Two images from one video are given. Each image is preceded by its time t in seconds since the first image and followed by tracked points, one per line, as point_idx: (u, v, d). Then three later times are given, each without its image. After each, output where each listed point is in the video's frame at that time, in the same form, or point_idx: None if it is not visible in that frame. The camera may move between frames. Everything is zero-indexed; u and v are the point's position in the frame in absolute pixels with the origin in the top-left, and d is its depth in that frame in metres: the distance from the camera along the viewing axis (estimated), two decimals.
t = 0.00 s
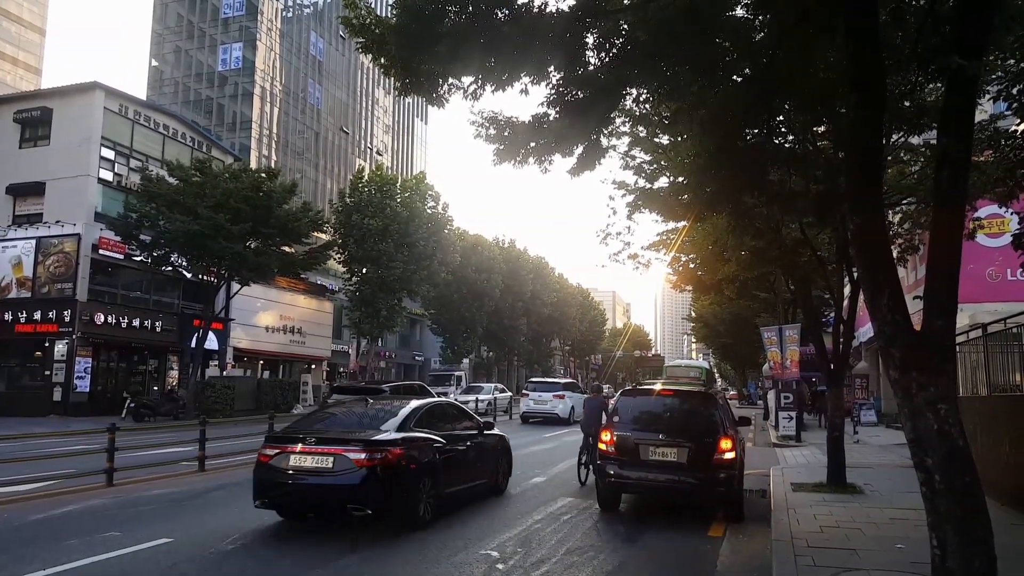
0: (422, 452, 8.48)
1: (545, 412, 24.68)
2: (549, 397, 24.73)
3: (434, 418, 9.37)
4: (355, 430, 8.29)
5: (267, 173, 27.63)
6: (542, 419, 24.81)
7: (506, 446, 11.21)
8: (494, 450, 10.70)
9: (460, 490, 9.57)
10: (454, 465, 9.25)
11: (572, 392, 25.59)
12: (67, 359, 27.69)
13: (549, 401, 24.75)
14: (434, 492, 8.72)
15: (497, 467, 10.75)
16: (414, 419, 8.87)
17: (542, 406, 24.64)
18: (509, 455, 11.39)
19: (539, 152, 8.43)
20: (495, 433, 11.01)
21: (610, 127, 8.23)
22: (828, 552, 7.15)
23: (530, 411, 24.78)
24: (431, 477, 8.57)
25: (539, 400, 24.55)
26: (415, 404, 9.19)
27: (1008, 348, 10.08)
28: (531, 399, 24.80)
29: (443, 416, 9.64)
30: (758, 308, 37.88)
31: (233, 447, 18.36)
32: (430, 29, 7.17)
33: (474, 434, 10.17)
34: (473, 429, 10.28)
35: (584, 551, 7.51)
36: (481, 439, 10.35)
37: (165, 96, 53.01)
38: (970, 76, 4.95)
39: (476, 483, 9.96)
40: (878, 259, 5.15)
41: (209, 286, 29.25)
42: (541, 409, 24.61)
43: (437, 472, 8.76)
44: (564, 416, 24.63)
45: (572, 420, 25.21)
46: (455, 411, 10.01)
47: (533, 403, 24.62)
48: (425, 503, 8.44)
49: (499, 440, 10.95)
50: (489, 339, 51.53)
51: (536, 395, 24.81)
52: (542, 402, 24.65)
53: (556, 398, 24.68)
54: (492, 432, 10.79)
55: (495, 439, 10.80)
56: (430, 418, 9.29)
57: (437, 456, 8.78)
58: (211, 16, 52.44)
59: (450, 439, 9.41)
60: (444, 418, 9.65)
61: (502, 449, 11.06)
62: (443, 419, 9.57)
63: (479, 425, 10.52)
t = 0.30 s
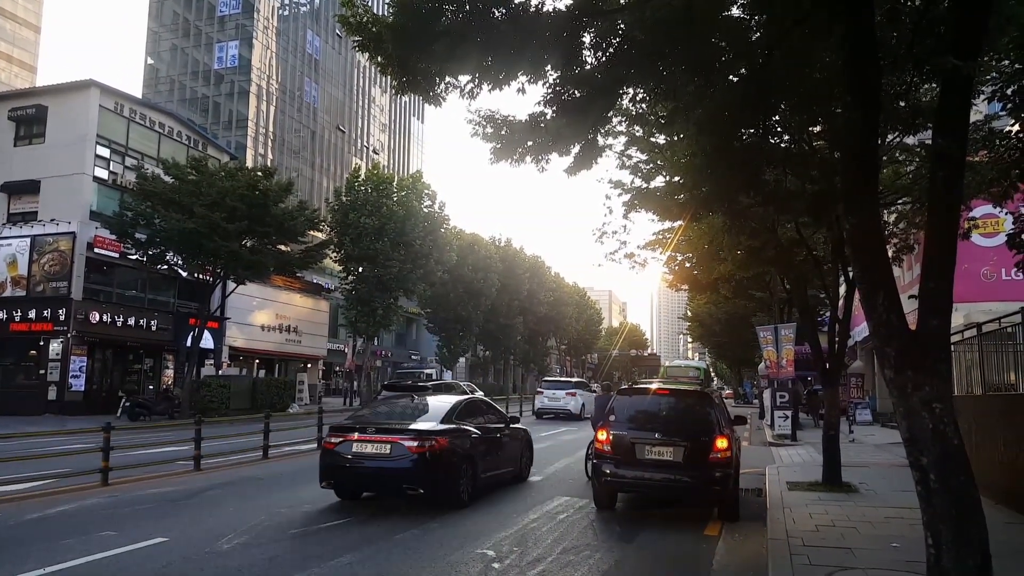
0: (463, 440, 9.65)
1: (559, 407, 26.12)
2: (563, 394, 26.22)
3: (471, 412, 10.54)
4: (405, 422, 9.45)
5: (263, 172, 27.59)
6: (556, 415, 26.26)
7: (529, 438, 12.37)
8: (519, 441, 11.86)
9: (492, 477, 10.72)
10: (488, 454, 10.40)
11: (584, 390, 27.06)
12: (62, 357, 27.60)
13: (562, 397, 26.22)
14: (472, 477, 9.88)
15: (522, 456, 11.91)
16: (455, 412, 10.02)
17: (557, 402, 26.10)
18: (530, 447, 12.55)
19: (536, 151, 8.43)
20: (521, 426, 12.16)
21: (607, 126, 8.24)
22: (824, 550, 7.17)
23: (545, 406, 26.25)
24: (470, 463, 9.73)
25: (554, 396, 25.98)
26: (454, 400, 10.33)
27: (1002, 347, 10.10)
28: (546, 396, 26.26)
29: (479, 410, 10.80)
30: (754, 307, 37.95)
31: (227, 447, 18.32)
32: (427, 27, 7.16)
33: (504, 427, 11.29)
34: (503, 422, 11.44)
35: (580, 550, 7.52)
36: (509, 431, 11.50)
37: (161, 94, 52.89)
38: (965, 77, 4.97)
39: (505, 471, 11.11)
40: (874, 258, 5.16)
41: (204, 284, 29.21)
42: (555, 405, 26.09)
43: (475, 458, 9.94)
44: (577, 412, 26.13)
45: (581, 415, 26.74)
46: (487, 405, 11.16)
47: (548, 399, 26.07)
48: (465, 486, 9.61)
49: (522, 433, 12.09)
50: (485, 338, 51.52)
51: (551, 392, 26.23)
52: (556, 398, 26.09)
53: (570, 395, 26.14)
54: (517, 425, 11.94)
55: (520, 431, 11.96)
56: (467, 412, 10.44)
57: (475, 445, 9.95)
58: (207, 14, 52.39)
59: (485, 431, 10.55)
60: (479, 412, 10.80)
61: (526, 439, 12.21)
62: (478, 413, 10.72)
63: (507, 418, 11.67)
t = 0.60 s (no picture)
0: (493, 435, 11.10)
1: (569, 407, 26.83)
2: (573, 395, 27.01)
3: (498, 409, 11.95)
4: (445, 416, 10.94)
5: (259, 172, 27.54)
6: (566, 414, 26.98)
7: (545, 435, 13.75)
8: (539, 437, 13.28)
9: (514, 467, 12.11)
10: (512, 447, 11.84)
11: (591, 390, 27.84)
12: (57, 357, 27.49)
13: (572, 397, 26.98)
14: (499, 467, 11.30)
15: (540, 450, 13.33)
16: (484, 409, 11.46)
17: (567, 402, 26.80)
18: (546, 442, 13.94)
19: (533, 152, 8.42)
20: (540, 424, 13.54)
21: (604, 127, 8.24)
22: (819, 551, 7.18)
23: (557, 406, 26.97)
24: (498, 454, 11.15)
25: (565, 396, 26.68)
26: (482, 399, 11.73)
27: (997, 349, 10.13)
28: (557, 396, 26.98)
29: (504, 408, 12.21)
30: (749, 309, 38.04)
31: (223, 447, 18.28)
32: (424, 28, 7.13)
33: (524, 422, 12.65)
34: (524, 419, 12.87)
35: (576, 551, 7.52)
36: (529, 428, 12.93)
37: (157, 93, 52.77)
38: (960, 78, 5.00)
39: (525, 462, 12.47)
40: (869, 260, 5.17)
41: (200, 284, 29.14)
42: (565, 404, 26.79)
43: (502, 451, 11.38)
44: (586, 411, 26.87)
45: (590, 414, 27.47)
46: (511, 404, 12.58)
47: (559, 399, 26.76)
48: (495, 474, 11.05)
49: (541, 429, 13.50)
50: (481, 339, 51.50)
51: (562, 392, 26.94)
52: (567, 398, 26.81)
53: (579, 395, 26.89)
54: (537, 423, 13.34)
55: (539, 428, 13.36)
56: (495, 409, 11.88)
57: (502, 439, 11.39)
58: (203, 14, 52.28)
59: (509, 426, 11.94)
60: (504, 409, 12.18)
61: (543, 436, 13.61)
62: (503, 410, 12.09)
63: (527, 416, 13.10)
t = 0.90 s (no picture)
0: (520, 430, 12.40)
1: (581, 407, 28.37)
2: (585, 395, 28.73)
3: (523, 407, 13.29)
4: (475, 414, 12.27)
5: (259, 173, 27.50)
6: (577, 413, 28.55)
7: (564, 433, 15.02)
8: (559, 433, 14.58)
9: (536, 460, 13.39)
10: (536, 442, 13.13)
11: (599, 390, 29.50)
12: (57, 358, 27.47)
13: (584, 397, 28.57)
14: (525, 459, 12.58)
15: (560, 445, 14.62)
16: (510, 407, 12.79)
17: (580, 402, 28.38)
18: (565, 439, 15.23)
19: (533, 152, 8.40)
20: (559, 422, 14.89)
21: (603, 127, 8.23)
22: (819, 552, 7.16)
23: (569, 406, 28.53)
24: (524, 447, 12.44)
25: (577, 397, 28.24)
26: (507, 398, 13.09)
27: (997, 349, 10.11)
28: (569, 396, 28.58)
29: (528, 406, 13.53)
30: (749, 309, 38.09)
31: (223, 448, 18.28)
32: (423, 29, 7.11)
33: (546, 419, 13.94)
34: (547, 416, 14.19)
35: (575, 552, 7.51)
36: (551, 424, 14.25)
37: (156, 95, 52.76)
38: (960, 79, 4.98)
39: (546, 455, 13.77)
40: (868, 261, 5.15)
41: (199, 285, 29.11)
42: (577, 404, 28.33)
43: (527, 445, 12.66)
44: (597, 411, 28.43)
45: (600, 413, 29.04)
46: (534, 402, 13.90)
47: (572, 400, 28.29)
48: (522, 466, 12.34)
49: (560, 427, 14.78)
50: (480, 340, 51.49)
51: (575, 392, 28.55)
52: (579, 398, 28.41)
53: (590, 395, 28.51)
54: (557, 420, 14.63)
55: (558, 425, 14.64)
56: (521, 407, 13.20)
57: (527, 434, 12.69)
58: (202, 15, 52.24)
59: (533, 422, 13.26)
60: (527, 408, 13.51)
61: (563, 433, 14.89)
62: (526, 408, 13.42)
63: (548, 413, 14.39)
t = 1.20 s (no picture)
0: (543, 426, 13.69)
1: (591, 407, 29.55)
2: (595, 396, 29.81)
3: (545, 406, 14.60)
4: (504, 412, 13.54)
5: (259, 174, 27.48)
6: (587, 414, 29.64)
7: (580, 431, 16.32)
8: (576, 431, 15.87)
9: (557, 454, 14.64)
10: (557, 437, 14.42)
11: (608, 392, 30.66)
12: (58, 359, 27.48)
13: (595, 398, 29.74)
14: (548, 453, 13.87)
15: (578, 442, 15.91)
16: (534, 405, 14.07)
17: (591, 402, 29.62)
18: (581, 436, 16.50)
19: (534, 153, 8.40)
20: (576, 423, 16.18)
21: (604, 128, 8.24)
22: (820, 553, 7.16)
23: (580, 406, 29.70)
24: (547, 442, 13.75)
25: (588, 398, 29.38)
26: (531, 398, 14.37)
27: (997, 350, 10.10)
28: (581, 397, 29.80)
29: (549, 405, 14.83)
30: (749, 310, 38.11)
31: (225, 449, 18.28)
32: (423, 30, 7.10)
33: (566, 417, 15.21)
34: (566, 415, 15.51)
35: (575, 552, 7.52)
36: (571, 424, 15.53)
37: (157, 96, 52.79)
38: (959, 80, 4.99)
39: (566, 450, 15.07)
40: (869, 262, 5.16)
41: (200, 286, 29.11)
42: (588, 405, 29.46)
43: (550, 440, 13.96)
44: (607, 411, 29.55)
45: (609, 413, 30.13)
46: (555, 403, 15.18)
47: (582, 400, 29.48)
48: (546, 459, 13.61)
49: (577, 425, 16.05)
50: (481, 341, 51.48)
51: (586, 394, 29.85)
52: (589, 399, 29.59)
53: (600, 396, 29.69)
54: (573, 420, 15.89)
55: (575, 424, 15.91)
56: (543, 406, 14.50)
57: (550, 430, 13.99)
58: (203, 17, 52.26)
59: (554, 420, 14.53)
60: (548, 407, 14.76)
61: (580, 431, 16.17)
62: (548, 407, 14.68)
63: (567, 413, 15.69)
